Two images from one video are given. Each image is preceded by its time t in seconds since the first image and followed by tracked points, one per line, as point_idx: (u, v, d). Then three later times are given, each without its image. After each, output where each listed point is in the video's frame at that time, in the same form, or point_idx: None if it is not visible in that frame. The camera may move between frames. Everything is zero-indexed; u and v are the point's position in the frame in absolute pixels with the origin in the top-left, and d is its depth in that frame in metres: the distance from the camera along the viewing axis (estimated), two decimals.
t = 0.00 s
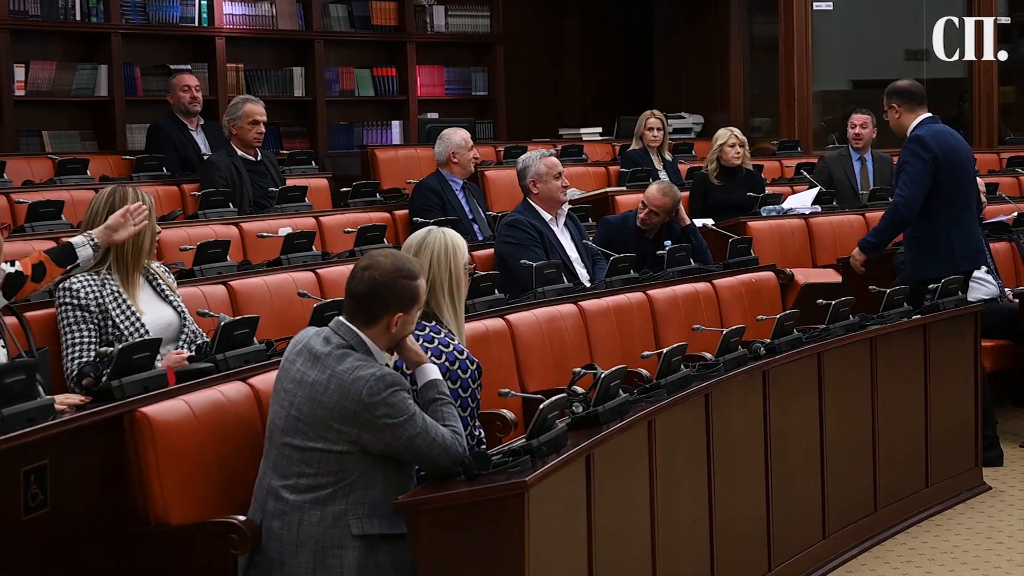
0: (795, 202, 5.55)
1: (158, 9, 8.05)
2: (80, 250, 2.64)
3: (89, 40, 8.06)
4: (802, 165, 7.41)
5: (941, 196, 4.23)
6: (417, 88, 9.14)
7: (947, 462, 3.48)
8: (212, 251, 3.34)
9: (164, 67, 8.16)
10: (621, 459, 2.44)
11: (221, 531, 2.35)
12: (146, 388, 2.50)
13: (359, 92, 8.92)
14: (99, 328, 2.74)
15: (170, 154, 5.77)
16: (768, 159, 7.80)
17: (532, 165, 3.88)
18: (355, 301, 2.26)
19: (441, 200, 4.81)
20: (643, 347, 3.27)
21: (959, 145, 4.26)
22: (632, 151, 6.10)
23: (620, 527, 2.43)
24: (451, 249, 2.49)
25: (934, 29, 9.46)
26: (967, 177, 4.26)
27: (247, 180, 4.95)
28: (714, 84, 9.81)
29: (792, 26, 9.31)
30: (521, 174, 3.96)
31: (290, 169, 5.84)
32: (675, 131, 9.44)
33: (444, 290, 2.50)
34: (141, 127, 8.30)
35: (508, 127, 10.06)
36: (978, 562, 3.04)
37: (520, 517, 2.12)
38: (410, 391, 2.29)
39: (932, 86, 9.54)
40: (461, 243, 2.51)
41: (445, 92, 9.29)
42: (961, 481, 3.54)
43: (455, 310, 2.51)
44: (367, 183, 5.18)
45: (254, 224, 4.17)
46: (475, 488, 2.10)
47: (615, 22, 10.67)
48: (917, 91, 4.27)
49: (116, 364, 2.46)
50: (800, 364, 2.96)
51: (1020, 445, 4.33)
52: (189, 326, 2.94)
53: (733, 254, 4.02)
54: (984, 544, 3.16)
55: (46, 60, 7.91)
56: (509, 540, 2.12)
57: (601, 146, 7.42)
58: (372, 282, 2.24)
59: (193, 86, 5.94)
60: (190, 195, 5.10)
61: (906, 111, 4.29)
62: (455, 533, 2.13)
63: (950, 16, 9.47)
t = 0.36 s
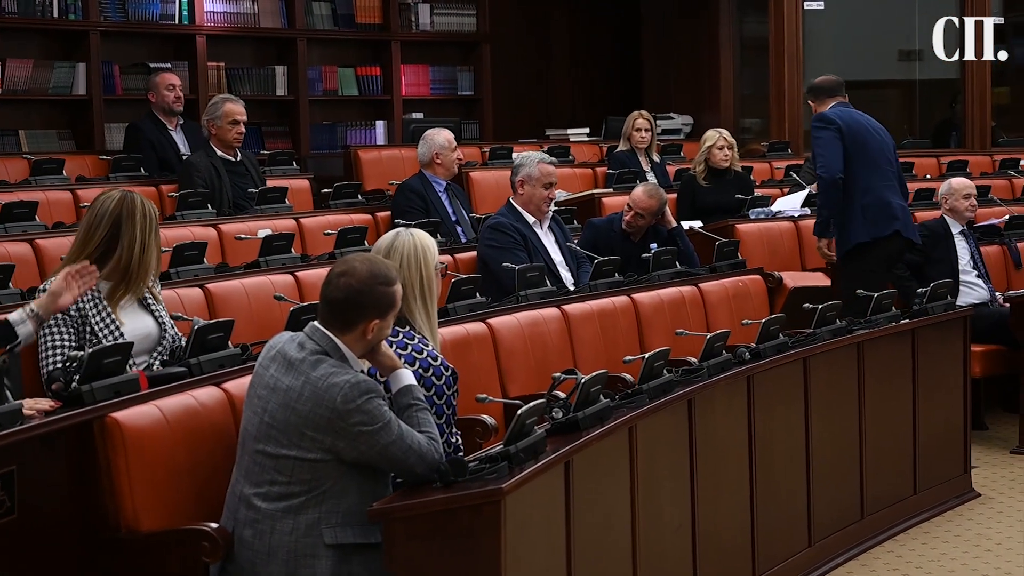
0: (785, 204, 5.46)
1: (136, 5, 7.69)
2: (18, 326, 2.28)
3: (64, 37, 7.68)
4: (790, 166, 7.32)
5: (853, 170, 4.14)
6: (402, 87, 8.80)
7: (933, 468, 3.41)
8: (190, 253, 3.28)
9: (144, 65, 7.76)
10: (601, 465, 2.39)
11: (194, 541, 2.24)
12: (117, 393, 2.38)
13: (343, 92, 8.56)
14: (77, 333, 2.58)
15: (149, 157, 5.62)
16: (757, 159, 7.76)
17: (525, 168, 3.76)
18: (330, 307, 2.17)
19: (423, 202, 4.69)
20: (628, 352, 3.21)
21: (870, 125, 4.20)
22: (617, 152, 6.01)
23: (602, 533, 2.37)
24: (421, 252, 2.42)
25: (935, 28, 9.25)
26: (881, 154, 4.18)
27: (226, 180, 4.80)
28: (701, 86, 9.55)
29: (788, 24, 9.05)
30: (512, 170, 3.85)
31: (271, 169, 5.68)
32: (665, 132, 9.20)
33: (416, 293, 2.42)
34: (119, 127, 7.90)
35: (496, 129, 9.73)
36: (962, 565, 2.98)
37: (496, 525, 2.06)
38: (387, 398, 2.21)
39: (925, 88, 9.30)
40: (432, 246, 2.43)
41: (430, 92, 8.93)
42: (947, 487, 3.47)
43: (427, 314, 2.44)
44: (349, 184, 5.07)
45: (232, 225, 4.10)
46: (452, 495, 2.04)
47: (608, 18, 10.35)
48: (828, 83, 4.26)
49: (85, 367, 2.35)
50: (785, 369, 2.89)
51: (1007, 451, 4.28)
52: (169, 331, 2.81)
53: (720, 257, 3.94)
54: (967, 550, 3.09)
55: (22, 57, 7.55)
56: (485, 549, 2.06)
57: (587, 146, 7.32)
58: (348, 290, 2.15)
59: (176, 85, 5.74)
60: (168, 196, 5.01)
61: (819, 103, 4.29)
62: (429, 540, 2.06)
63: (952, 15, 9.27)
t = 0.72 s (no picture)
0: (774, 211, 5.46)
1: (125, 9, 7.68)
2: None
3: (55, 41, 7.66)
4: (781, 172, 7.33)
5: (797, 168, 4.16)
6: (392, 92, 8.80)
7: (919, 475, 3.41)
8: (174, 257, 3.27)
9: (134, 68, 7.74)
10: (583, 470, 2.37)
11: (173, 545, 2.22)
12: (97, 397, 2.38)
13: (333, 96, 8.57)
14: (52, 335, 2.62)
15: (136, 160, 5.60)
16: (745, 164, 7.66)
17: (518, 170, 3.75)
18: (310, 309, 2.15)
19: (411, 206, 4.69)
20: (613, 357, 3.21)
21: (824, 121, 4.16)
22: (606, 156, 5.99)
23: (583, 540, 2.36)
24: (406, 258, 2.40)
25: (935, 28, 9.14)
26: (829, 152, 4.17)
27: (214, 185, 4.79)
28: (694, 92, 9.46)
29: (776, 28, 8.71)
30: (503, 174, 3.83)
31: (259, 173, 5.68)
32: (656, 137, 9.26)
33: (398, 299, 2.40)
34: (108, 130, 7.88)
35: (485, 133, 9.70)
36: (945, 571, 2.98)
37: (476, 530, 2.03)
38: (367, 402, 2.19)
39: (915, 94, 9.14)
40: (414, 251, 2.41)
41: (420, 97, 8.92)
42: (933, 492, 3.46)
43: (410, 320, 2.41)
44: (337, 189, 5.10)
45: (219, 229, 4.10)
46: (430, 500, 2.02)
47: (595, 24, 10.40)
48: (800, 72, 4.23)
49: (66, 371, 2.35)
50: (769, 376, 2.89)
51: (994, 459, 4.29)
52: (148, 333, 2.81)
53: (706, 263, 3.93)
54: (951, 557, 3.09)
55: (11, 60, 7.52)
56: (462, 557, 2.04)
57: (576, 151, 7.29)
58: (331, 295, 2.13)
59: (169, 89, 5.71)
60: (155, 199, 5.00)
61: (787, 92, 4.27)
62: (406, 547, 2.03)
63: (952, 15, 9.16)
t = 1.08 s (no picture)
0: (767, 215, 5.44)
1: (118, 14, 7.66)
2: None
3: (47, 44, 7.65)
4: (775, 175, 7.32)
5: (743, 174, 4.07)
6: (385, 96, 8.81)
7: (909, 480, 3.40)
8: (163, 261, 3.28)
9: (127, 73, 7.73)
10: (569, 475, 2.35)
11: (157, 549, 2.20)
12: (83, 401, 2.38)
13: (326, 100, 8.57)
14: (35, 339, 2.63)
15: (127, 164, 5.60)
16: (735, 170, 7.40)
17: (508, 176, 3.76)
18: (293, 313, 2.11)
19: (402, 210, 4.69)
20: (602, 360, 3.21)
21: (771, 125, 4.00)
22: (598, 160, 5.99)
23: (569, 545, 2.34)
24: (390, 261, 2.37)
25: (933, 28, 9.07)
26: (774, 157, 4.01)
27: (205, 189, 4.80)
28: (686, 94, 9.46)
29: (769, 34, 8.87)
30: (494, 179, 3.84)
31: (251, 177, 5.69)
32: (648, 141, 9.12)
33: (384, 303, 2.37)
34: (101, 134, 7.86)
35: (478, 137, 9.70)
36: None
37: (459, 535, 2.01)
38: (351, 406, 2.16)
39: (909, 97, 9.10)
40: (398, 254, 2.38)
41: (413, 101, 8.93)
42: (923, 498, 3.45)
43: (396, 323, 2.40)
44: (328, 193, 5.11)
45: (209, 234, 4.11)
46: (414, 504, 1.99)
47: (588, 27, 10.36)
48: (770, 71, 4.08)
49: (51, 376, 2.35)
50: (758, 380, 2.89)
51: (986, 464, 4.28)
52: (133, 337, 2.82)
53: (697, 266, 3.94)
54: (941, 563, 3.07)
55: (4, 64, 7.50)
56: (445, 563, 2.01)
57: (570, 156, 7.30)
58: (316, 299, 2.10)
59: (161, 94, 5.77)
60: (146, 203, 5.00)
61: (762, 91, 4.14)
62: (389, 552, 2.00)
63: (950, 15, 9.07)
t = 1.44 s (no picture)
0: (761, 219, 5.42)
1: (115, 19, 7.67)
2: None
3: (43, 49, 7.65)
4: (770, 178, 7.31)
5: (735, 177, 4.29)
6: (381, 100, 8.82)
7: (903, 485, 3.39)
8: (156, 265, 3.29)
9: (123, 77, 7.74)
10: (559, 480, 2.33)
11: (144, 552, 2.18)
12: (72, 404, 2.38)
13: (322, 104, 8.58)
14: (31, 345, 2.61)
15: (120, 168, 5.60)
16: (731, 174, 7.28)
17: (502, 181, 3.74)
18: (280, 317, 2.09)
19: (397, 214, 4.68)
20: (595, 365, 3.21)
21: (760, 132, 4.16)
22: (594, 165, 5.98)
23: (560, 550, 2.32)
24: (381, 265, 2.35)
25: (933, 28, 9.05)
26: (757, 163, 4.18)
27: (200, 192, 4.82)
28: (682, 97, 9.50)
29: (765, 36, 8.81)
30: (489, 183, 3.82)
31: (246, 181, 5.70)
32: (645, 145, 9.24)
33: (376, 307, 2.36)
34: (96, 138, 7.85)
35: (475, 141, 9.70)
36: None
37: (446, 540, 1.99)
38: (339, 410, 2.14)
39: (907, 101, 9.10)
40: (389, 258, 2.37)
41: (409, 105, 8.95)
42: (917, 502, 3.44)
43: (390, 326, 2.39)
44: (322, 197, 5.11)
45: (203, 237, 4.12)
46: (401, 509, 1.97)
47: (584, 31, 10.36)
48: (789, 79, 4.20)
49: (40, 380, 2.35)
50: (750, 384, 2.87)
51: (981, 469, 4.28)
52: (125, 342, 2.82)
53: (691, 271, 3.94)
54: (936, 568, 3.06)
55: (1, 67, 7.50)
56: (434, 567, 1.99)
57: (565, 159, 7.30)
58: (303, 304, 2.07)
59: (156, 97, 5.80)
60: (141, 207, 5.01)
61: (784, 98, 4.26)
62: (378, 556, 1.98)
63: (949, 15, 9.05)
